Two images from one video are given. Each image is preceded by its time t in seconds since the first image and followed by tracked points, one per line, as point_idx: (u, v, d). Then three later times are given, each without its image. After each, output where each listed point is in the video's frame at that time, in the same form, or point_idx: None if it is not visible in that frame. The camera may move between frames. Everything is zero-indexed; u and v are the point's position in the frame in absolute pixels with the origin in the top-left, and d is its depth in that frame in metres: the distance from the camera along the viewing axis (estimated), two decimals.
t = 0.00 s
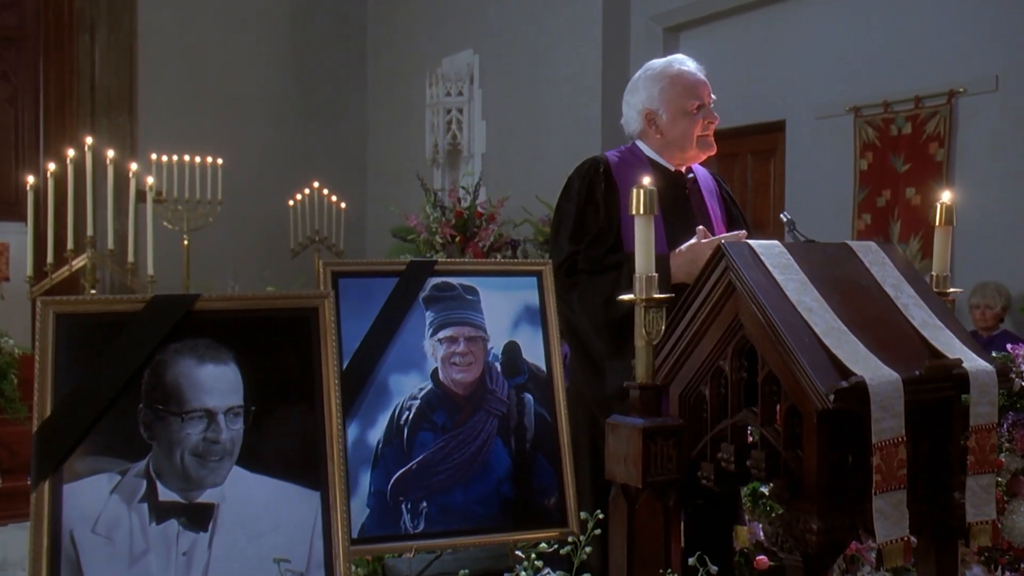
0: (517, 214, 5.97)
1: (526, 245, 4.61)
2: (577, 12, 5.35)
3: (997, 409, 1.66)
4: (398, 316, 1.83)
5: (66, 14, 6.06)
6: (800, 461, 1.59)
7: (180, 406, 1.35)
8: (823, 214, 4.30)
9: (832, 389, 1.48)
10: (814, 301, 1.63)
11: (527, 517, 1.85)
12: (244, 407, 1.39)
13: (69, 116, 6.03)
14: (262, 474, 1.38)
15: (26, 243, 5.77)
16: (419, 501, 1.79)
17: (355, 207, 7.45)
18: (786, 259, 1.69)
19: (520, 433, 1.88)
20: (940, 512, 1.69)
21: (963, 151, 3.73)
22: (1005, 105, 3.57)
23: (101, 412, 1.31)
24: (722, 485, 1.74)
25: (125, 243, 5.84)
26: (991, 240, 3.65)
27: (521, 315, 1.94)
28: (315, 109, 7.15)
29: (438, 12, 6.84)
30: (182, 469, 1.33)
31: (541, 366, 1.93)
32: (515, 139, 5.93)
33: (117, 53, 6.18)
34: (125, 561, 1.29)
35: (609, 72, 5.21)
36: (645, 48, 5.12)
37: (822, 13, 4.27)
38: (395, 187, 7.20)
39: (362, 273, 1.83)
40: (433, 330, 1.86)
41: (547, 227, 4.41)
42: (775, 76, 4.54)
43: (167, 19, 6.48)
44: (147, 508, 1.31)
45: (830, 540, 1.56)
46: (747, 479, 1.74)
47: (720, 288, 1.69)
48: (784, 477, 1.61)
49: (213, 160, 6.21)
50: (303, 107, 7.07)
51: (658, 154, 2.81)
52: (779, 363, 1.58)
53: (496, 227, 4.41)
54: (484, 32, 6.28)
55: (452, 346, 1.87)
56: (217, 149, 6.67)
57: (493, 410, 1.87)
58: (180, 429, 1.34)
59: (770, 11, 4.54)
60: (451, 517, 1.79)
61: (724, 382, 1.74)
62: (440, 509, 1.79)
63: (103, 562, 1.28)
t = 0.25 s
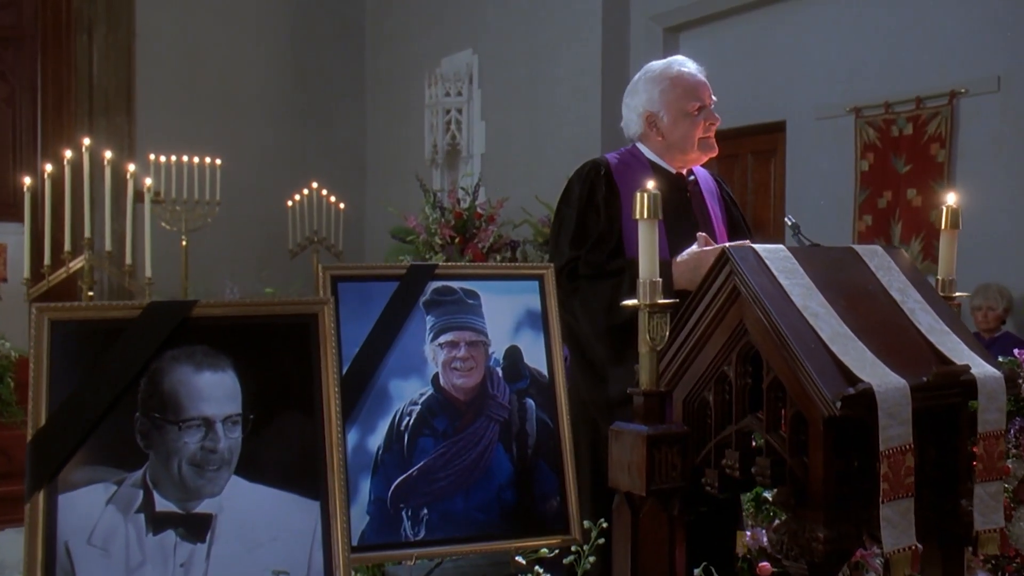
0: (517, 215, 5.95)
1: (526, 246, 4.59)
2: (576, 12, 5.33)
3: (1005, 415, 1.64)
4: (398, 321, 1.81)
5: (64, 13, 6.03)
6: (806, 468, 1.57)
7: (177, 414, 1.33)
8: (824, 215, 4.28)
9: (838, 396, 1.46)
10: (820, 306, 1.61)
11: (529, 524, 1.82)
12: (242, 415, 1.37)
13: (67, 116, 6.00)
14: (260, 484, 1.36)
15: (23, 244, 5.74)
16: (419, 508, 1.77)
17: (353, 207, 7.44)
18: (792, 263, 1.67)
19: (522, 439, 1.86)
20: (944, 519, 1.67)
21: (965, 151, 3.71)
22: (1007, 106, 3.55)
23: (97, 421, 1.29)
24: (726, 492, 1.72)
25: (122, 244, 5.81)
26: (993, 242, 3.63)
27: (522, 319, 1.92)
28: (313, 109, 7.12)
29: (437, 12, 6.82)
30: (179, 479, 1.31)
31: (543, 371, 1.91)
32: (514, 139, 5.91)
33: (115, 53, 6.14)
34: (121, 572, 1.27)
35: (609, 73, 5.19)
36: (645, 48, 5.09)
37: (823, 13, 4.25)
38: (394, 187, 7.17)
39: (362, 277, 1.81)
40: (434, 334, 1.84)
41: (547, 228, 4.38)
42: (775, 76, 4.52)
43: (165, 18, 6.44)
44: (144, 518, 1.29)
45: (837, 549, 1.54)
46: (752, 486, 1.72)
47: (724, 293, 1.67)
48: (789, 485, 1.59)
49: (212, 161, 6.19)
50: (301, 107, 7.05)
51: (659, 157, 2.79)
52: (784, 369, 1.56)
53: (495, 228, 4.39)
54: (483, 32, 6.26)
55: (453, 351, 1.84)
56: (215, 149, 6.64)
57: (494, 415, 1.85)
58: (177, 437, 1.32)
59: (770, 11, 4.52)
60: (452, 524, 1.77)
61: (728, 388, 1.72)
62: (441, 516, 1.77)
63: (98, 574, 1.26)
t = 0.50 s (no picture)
0: (514, 215, 5.93)
1: (524, 247, 4.56)
2: (574, 12, 5.31)
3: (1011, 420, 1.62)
4: (396, 325, 1.78)
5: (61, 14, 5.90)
6: (810, 475, 1.55)
7: (172, 422, 1.30)
8: (823, 215, 4.26)
9: (844, 402, 1.43)
10: (825, 311, 1.59)
11: (528, 531, 1.80)
12: (238, 423, 1.34)
13: (63, 116, 5.92)
14: (257, 494, 1.34)
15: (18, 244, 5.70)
16: (418, 515, 1.74)
17: (350, 207, 7.41)
18: (796, 266, 1.65)
19: (522, 444, 1.83)
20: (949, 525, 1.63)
21: (964, 152, 3.69)
22: (1007, 106, 3.53)
23: (90, 430, 1.26)
24: (729, 499, 1.70)
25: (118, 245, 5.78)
26: (993, 243, 3.61)
27: (522, 323, 1.89)
28: (310, 108, 7.10)
29: (434, 11, 6.79)
30: (174, 489, 1.29)
31: (543, 375, 1.89)
32: (511, 139, 5.88)
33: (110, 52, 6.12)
34: None
35: (607, 72, 5.17)
36: (644, 47, 5.07)
37: (822, 12, 4.23)
38: (391, 187, 7.15)
39: (360, 280, 1.78)
40: (432, 338, 1.81)
41: (545, 228, 4.36)
42: (774, 76, 4.50)
43: (161, 17, 6.41)
44: (137, 528, 1.27)
45: (841, 557, 1.52)
46: (754, 492, 1.70)
47: (727, 296, 1.65)
48: (793, 492, 1.57)
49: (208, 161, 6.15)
50: (298, 106, 7.03)
51: (658, 157, 2.77)
52: (789, 375, 1.54)
53: (493, 228, 4.37)
54: (480, 30, 6.23)
55: (452, 355, 1.82)
56: (211, 149, 6.61)
57: (493, 420, 1.82)
58: (172, 446, 1.30)
59: (769, 11, 4.50)
60: (451, 531, 1.75)
61: (731, 393, 1.70)
62: (439, 523, 1.74)
63: None
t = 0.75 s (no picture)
0: (511, 214, 5.90)
1: (521, 245, 4.54)
2: (571, 9, 5.28)
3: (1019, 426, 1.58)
4: (393, 328, 1.75)
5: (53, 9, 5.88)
6: (815, 482, 1.52)
7: (165, 430, 1.28)
8: (822, 214, 4.24)
9: (850, 409, 1.41)
10: (830, 314, 1.57)
11: (528, 538, 1.77)
12: (232, 431, 1.32)
13: (56, 113, 5.88)
14: (252, 502, 1.31)
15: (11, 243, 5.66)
16: (416, 521, 1.71)
17: (345, 206, 7.38)
18: (800, 269, 1.63)
19: (521, 449, 1.81)
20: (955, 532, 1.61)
21: (964, 150, 3.67)
22: (1008, 104, 3.50)
23: (81, 438, 1.23)
24: (731, 505, 1.67)
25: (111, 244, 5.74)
26: (994, 242, 3.59)
27: (521, 326, 1.86)
28: (304, 106, 7.07)
29: (429, 9, 6.76)
30: (167, 498, 1.26)
31: (543, 379, 1.86)
32: (508, 137, 5.86)
33: (104, 48, 6.07)
34: None
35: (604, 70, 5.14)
36: (641, 45, 5.04)
37: (822, 10, 4.21)
38: (386, 186, 7.13)
39: (357, 283, 1.75)
40: (430, 342, 1.78)
41: (542, 226, 4.33)
42: (772, 74, 4.47)
43: (155, 14, 6.36)
44: (129, 539, 1.24)
45: (847, 565, 1.49)
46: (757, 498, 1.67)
47: (731, 300, 1.62)
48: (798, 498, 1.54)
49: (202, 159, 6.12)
50: (293, 104, 7.00)
51: (659, 156, 2.76)
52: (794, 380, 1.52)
53: (490, 227, 4.33)
54: (477, 28, 6.20)
55: (450, 359, 1.79)
56: (205, 147, 6.57)
57: (492, 425, 1.79)
58: (165, 455, 1.27)
59: (767, 9, 4.48)
60: (449, 538, 1.71)
61: (734, 398, 1.67)
62: (438, 529, 1.71)
63: None
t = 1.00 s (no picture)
0: (507, 213, 5.87)
1: (517, 245, 4.51)
2: (568, 7, 5.25)
3: None
4: (390, 332, 1.72)
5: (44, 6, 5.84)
6: (820, 489, 1.49)
7: (156, 439, 1.25)
8: (821, 213, 4.21)
9: (858, 416, 1.38)
10: (835, 319, 1.54)
11: (527, 546, 1.74)
12: (226, 440, 1.29)
13: (47, 112, 5.84)
14: (246, 514, 1.28)
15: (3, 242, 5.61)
16: (413, 529, 1.68)
17: (340, 205, 7.35)
18: (805, 272, 1.60)
19: (520, 455, 1.78)
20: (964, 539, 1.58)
21: (965, 149, 3.64)
22: (1009, 103, 3.48)
23: (70, 449, 1.20)
24: (735, 512, 1.64)
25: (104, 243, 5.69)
26: (994, 242, 3.56)
27: (520, 329, 1.83)
28: (299, 105, 7.03)
29: (425, 6, 6.72)
30: (158, 510, 1.23)
31: (543, 384, 1.82)
32: (505, 136, 5.82)
33: (96, 46, 6.02)
34: None
35: (601, 69, 5.11)
36: (639, 43, 5.01)
37: (820, 8, 4.18)
38: (382, 185, 7.09)
39: (353, 286, 1.72)
40: (428, 346, 1.75)
41: (539, 226, 4.28)
42: (771, 73, 4.44)
43: (148, 11, 6.32)
44: (119, 552, 1.21)
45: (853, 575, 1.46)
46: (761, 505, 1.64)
47: (734, 304, 1.59)
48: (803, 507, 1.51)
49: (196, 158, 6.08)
50: (287, 103, 6.96)
51: (659, 154, 2.73)
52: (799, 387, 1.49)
53: (486, 227, 4.30)
54: (473, 26, 6.17)
55: (448, 364, 1.76)
56: (199, 146, 6.53)
57: (491, 430, 1.76)
58: (156, 465, 1.24)
59: (766, 7, 4.45)
60: (447, 546, 1.68)
61: (737, 404, 1.64)
62: (435, 537, 1.68)
63: None
